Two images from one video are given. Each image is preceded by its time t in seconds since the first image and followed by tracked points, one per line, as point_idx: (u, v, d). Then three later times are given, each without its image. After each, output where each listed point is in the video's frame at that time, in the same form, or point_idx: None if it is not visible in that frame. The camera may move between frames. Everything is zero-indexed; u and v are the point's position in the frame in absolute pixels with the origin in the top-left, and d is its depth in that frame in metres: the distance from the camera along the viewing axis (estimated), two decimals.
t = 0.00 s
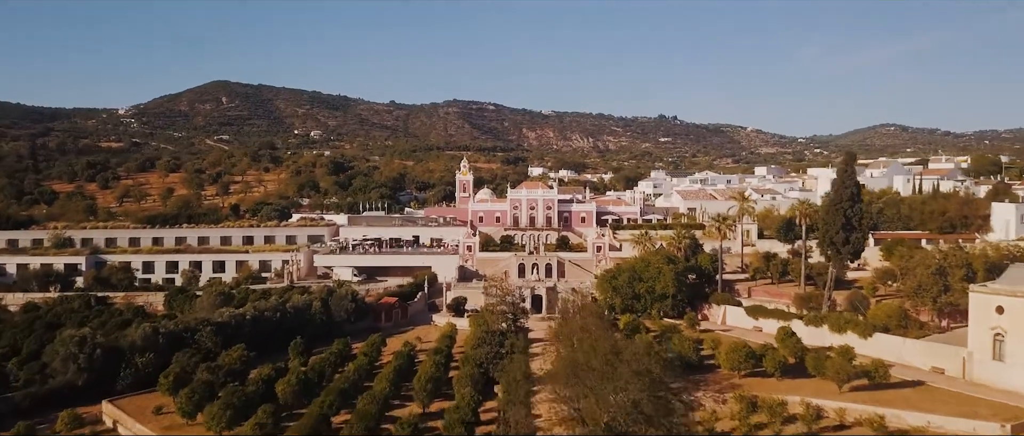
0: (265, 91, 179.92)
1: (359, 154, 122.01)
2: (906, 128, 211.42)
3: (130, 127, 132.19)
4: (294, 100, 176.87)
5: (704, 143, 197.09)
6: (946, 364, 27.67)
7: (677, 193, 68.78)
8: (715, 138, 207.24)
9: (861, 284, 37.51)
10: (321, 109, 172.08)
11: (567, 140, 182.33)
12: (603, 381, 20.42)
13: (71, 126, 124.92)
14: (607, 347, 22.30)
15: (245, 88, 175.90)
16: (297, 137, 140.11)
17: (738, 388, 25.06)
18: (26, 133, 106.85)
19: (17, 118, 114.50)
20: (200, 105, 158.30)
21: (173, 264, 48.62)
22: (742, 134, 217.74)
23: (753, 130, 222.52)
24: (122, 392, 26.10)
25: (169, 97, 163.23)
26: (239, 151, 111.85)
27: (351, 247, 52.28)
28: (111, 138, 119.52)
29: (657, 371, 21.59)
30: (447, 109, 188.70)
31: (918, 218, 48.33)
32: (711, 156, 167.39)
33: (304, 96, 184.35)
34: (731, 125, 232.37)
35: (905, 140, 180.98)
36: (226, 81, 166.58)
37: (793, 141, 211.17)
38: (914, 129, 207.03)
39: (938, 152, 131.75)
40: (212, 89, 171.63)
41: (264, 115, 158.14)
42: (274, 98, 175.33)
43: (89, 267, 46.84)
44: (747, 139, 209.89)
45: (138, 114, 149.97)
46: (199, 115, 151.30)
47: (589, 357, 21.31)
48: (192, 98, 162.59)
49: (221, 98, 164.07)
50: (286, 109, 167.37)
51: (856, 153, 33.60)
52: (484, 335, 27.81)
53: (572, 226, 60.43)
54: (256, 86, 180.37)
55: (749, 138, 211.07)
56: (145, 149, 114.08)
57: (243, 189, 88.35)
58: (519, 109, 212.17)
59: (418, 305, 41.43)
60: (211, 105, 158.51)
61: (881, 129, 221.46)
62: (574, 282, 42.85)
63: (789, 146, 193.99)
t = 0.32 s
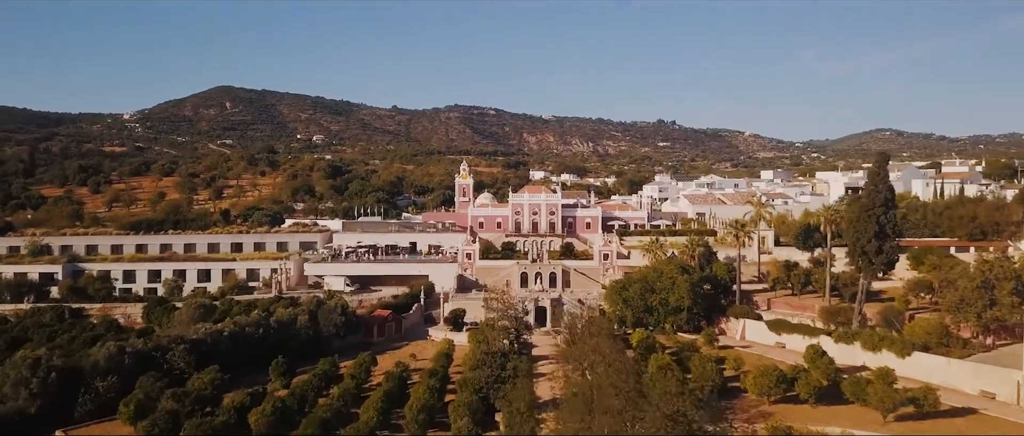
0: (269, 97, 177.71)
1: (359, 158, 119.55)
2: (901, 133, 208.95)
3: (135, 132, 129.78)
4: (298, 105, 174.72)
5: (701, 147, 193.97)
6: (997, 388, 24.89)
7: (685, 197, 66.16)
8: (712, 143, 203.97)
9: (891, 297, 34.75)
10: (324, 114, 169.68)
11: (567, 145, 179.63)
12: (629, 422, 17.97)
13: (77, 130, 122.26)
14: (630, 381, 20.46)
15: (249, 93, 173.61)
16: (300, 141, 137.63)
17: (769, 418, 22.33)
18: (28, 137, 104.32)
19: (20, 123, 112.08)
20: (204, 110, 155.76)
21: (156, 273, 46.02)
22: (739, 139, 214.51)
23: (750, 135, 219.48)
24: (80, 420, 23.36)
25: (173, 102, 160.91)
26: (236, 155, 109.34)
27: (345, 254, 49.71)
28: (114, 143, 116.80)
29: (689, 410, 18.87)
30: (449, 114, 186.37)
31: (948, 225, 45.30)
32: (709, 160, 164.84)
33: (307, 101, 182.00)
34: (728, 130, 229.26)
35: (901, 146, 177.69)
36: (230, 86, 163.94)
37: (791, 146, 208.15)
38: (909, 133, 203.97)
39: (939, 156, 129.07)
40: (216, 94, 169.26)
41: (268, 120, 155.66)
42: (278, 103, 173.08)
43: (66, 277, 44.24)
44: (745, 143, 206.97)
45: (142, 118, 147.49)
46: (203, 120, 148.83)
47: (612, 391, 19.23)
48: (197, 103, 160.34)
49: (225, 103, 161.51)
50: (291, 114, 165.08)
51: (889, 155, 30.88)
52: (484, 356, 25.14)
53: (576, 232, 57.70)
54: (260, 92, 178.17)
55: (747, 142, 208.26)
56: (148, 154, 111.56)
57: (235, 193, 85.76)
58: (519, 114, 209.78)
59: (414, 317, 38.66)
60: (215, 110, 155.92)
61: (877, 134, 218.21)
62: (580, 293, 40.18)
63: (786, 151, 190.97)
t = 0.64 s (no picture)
0: (273, 100, 175.43)
1: (360, 160, 116.94)
2: (898, 136, 205.95)
3: (140, 135, 127.56)
4: (302, 108, 172.26)
5: (699, 150, 190.78)
6: None
7: (694, 199, 63.23)
8: (710, 145, 200.70)
9: (928, 310, 31.73)
10: (328, 117, 167.02)
11: (567, 148, 176.78)
12: None
13: (81, 133, 119.98)
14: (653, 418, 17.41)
15: (254, 97, 171.45)
16: (304, 144, 135.00)
17: None
18: (32, 141, 102.47)
19: (24, 128, 110.04)
20: (208, 113, 153.41)
21: (135, 281, 43.26)
22: (738, 141, 211.32)
23: (749, 137, 216.38)
24: None
25: (179, 105, 158.88)
26: (232, 157, 106.82)
27: (337, 260, 46.90)
28: (119, 146, 114.26)
29: None
30: (450, 117, 183.84)
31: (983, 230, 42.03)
32: (708, 162, 162.10)
33: (310, 104, 179.56)
34: (727, 132, 225.66)
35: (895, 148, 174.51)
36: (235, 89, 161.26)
37: (789, 148, 204.94)
38: (905, 136, 200.84)
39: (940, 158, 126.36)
40: (221, 97, 167.01)
41: (271, 123, 153.21)
42: (282, 106, 170.72)
43: (38, 286, 41.51)
44: (743, 146, 203.37)
45: (147, 121, 145.33)
46: (208, 122, 146.45)
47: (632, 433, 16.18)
48: (202, 106, 158.04)
49: (229, 106, 158.90)
50: (293, 116, 162.75)
51: (932, 152, 28.03)
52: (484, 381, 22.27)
53: (582, 236, 54.83)
54: (264, 95, 176.09)
55: (745, 145, 205.40)
56: (151, 156, 109.27)
57: (228, 196, 83.20)
58: (519, 116, 207.08)
59: (408, 330, 35.74)
60: (219, 113, 153.51)
61: (874, 136, 215.03)
62: (587, 303, 37.24)
63: (784, 153, 187.93)
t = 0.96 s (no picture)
0: (276, 103, 172.47)
1: (365, 162, 114.18)
2: (895, 138, 203.05)
3: (144, 137, 124.58)
4: (306, 111, 169.48)
5: (698, 152, 187.65)
6: None
7: (706, 202, 60.21)
8: (709, 148, 197.54)
9: (971, 324, 28.84)
10: (330, 119, 164.25)
11: (568, 150, 173.97)
12: None
13: (87, 136, 116.21)
14: None
15: (257, 100, 168.10)
16: (306, 146, 132.07)
17: None
18: (36, 142, 97.03)
19: (30, 127, 106.26)
20: (213, 116, 150.12)
21: (112, 290, 40.55)
22: (738, 144, 208.23)
23: (749, 140, 213.37)
24: None
25: (184, 108, 155.78)
26: (230, 159, 103.97)
27: (329, 267, 43.99)
28: (121, 149, 110.78)
29: None
30: (453, 120, 181.27)
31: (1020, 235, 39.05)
32: (709, 165, 159.13)
33: (314, 107, 176.73)
34: (726, 134, 221.81)
35: (892, 150, 171.05)
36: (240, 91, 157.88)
37: (788, 151, 201.92)
38: (903, 139, 197.66)
39: (942, 160, 123.52)
40: (225, 101, 163.71)
41: (273, 125, 150.49)
42: (285, 109, 168.14)
43: (7, 295, 38.79)
44: (742, 148, 200.34)
45: (152, 123, 142.40)
46: (211, 125, 143.30)
47: None
48: (206, 109, 154.87)
49: (233, 109, 155.72)
50: (297, 119, 160.02)
51: (987, 152, 25.53)
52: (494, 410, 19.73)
53: (588, 241, 51.87)
54: (268, 98, 173.08)
55: (744, 147, 202.32)
56: (154, 159, 106.22)
57: (220, 198, 80.20)
58: (519, 119, 204.47)
59: (402, 345, 32.83)
60: (224, 116, 150.68)
61: (870, 139, 212.27)
62: (597, 314, 34.30)
63: (784, 156, 184.96)
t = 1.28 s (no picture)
0: (277, 103, 171.92)
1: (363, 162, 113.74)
2: (895, 138, 202.66)
3: (145, 138, 124.42)
4: (306, 111, 169.12)
5: (698, 153, 186.99)
6: None
7: (708, 202, 59.56)
8: (710, 148, 197.18)
9: (982, 327, 28.26)
10: (330, 119, 163.81)
11: (568, 150, 173.45)
12: None
13: (87, 136, 115.97)
14: None
15: (258, 100, 167.44)
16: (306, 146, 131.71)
17: None
18: (36, 141, 96.38)
19: (32, 128, 105.89)
20: (213, 116, 149.69)
21: (106, 291, 39.99)
22: (738, 144, 207.76)
23: (749, 140, 212.66)
24: None
25: (185, 108, 155.30)
26: (230, 159, 103.48)
27: (327, 268, 43.36)
28: (122, 149, 110.48)
29: None
30: (453, 120, 180.83)
31: None
32: (709, 165, 158.58)
33: (315, 108, 176.11)
34: (727, 135, 221.04)
35: (896, 150, 170.60)
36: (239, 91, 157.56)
37: (788, 151, 201.42)
38: (903, 139, 197.49)
39: (943, 160, 122.96)
40: (226, 101, 163.43)
41: (273, 126, 149.94)
42: (286, 109, 167.75)
43: None
44: (743, 148, 199.82)
45: (153, 124, 142.00)
46: (212, 125, 142.94)
47: None
48: (205, 109, 154.49)
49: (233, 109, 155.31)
50: (297, 120, 159.58)
51: (1000, 150, 24.92)
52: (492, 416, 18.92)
53: (590, 242, 51.27)
54: (269, 98, 172.42)
55: (743, 147, 201.56)
56: (155, 159, 106.01)
57: (219, 199, 79.68)
58: (519, 119, 203.78)
59: (401, 348, 32.20)
60: (225, 116, 150.29)
61: (870, 139, 212.05)
62: (599, 317, 33.66)
63: (784, 156, 184.46)
